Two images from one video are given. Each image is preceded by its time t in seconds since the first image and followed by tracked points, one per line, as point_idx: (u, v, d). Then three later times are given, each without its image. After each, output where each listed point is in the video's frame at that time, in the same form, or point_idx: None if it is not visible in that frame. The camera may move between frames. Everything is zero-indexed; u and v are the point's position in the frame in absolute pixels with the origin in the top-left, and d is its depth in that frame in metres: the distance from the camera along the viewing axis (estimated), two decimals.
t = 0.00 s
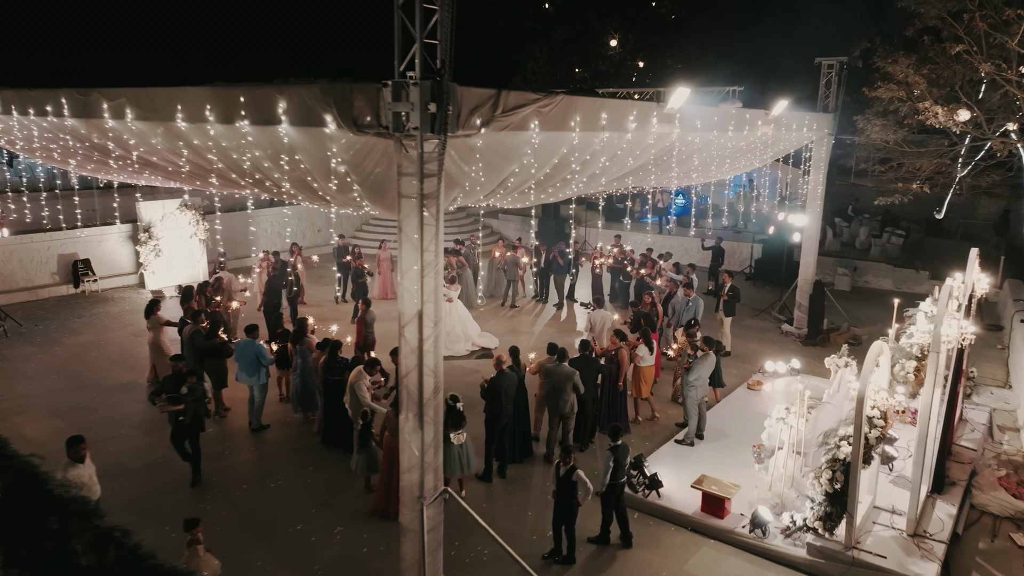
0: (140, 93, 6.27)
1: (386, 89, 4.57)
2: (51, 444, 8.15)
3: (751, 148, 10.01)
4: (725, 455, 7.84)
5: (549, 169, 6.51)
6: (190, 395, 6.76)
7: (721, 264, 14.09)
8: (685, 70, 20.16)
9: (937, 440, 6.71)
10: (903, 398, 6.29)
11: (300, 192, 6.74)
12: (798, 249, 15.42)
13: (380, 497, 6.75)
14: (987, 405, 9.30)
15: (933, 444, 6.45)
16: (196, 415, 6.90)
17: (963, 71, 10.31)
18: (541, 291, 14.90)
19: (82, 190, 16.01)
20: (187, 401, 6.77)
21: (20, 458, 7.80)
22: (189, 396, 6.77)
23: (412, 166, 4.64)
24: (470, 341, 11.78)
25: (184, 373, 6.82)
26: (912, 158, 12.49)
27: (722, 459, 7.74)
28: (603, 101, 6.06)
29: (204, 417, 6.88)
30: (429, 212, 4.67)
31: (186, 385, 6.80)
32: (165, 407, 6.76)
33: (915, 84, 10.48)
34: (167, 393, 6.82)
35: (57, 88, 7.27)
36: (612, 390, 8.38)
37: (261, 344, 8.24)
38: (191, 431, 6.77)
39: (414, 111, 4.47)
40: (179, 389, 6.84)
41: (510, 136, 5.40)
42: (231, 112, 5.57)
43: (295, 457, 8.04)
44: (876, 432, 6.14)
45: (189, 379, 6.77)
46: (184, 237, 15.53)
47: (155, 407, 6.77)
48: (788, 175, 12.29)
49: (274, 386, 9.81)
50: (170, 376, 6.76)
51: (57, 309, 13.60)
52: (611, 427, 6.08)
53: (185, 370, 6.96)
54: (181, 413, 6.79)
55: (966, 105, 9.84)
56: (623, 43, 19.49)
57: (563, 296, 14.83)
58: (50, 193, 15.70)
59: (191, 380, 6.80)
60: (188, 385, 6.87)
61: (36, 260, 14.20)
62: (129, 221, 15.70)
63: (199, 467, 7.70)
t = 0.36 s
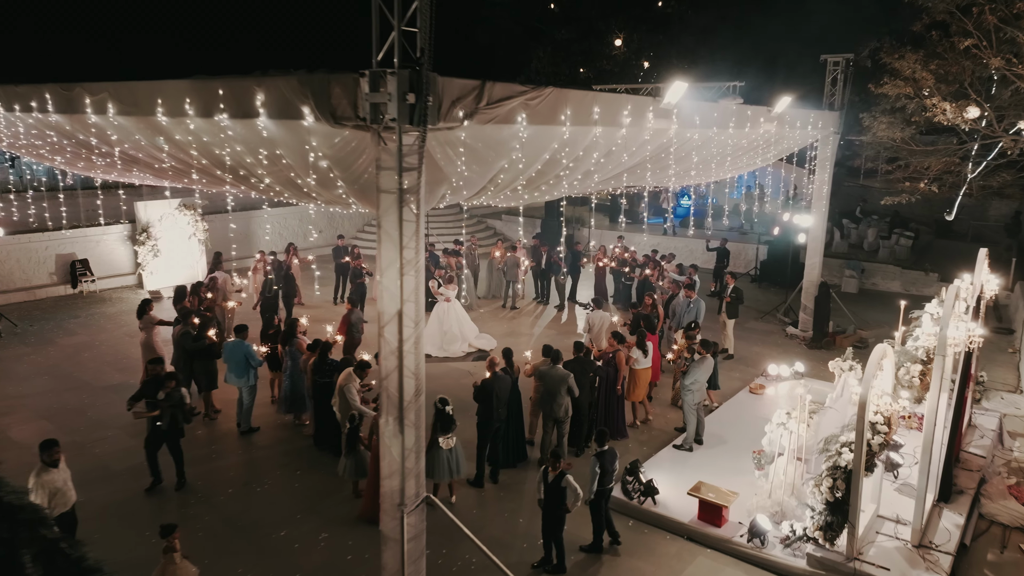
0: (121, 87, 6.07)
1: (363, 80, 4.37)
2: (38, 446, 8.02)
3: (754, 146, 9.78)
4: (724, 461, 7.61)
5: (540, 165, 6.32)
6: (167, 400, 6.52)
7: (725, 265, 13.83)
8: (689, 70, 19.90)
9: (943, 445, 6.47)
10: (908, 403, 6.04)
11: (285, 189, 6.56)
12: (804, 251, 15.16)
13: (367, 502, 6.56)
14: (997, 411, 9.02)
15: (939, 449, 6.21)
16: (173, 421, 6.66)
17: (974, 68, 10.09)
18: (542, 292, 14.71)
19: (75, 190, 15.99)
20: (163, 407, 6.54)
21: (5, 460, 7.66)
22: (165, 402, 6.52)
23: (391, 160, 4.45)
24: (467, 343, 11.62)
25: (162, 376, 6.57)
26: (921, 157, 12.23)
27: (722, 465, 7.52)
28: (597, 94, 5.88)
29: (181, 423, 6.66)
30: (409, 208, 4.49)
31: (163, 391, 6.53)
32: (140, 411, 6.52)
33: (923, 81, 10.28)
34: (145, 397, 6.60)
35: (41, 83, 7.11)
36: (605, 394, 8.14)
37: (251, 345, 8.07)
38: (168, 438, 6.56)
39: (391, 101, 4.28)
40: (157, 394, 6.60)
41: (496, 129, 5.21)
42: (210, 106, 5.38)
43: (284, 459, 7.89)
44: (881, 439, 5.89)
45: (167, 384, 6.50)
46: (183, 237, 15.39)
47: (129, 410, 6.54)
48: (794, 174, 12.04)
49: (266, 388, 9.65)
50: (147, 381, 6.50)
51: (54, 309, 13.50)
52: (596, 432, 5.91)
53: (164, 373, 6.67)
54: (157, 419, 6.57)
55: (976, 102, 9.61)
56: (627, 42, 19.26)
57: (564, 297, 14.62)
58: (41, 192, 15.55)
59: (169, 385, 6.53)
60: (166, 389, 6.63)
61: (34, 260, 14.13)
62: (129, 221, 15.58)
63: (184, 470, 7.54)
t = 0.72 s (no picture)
0: (102, 80, 5.91)
1: (338, 68, 4.19)
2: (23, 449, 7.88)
3: (756, 143, 9.55)
4: (723, 467, 7.38)
5: (531, 160, 6.12)
6: (139, 406, 6.29)
7: (729, 266, 13.57)
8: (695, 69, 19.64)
9: (950, 452, 6.22)
10: (912, 408, 5.80)
11: (269, 185, 6.37)
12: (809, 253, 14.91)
13: (352, 509, 6.36)
14: (1007, 416, 8.74)
15: (945, 456, 5.97)
16: (146, 427, 6.43)
17: (983, 64, 9.88)
18: (544, 293, 14.50)
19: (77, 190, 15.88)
20: (135, 414, 6.31)
21: None
22: (138, 408, 6.30)
23: (367, 152, 4.27)
24: (464, 344, 11.45)
25: (136, 383, 6.29)
26: (928, 155, 11.98)
27: (721, 471, 7.29)
28: (589, 87, 5.69)
29: (155, 429, 6.46)
30: (386, 203, 4.30)
31: (136, 397, 6.27)
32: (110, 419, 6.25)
33: (931, 77, 10.07)
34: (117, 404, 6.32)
35: (25, 78, 6.96)
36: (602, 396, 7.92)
37: (238, 346, 7.89)
38: (141, 445, 6.34)
39: (367, 90, 4.09)
40: (130, 401, 6.33)
41: (481, 121, 5.03)
42: (188, 98, 5.21)
43: (273, 462, 7.71)
44: (885, 445, 5.64)
45: (141, 391, 6.24)
46: (181, 237, 15.26)
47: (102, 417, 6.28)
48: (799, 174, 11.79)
49: (258, 389, 9.48)
50: (121, 387, 6.23)
51: (51, 309, 13.41)
52: (582, 435, 5.69)
53: (140, 379, 6.42)
54: (129, 426, 6.32)
55: (986, 98, 9.40)
56: (632, 40, 19.03)
57: (566, 298, 14.41)
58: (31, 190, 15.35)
59: (143, 392, 6.27)
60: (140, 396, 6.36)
61: (31, 260, 14.05)
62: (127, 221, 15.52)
63: (169, 474, 7.38)
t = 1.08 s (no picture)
0: (83, 73, 5.75)
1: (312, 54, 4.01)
2: (9, 450, 7.76)
3: (758, 140, 9.32)
4: (722, 473, 7.16)
5: (522, 155, 5.93)
6: (108, 412, 6.13)
7: (734, 268, 13.33)
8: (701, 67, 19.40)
9: (958, 458, 5.98)
10: (917, 413, 5.57)
11: (251, 180, 6.18)
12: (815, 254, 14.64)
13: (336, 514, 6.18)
14: (1018, 422, 8.46)
15: (952, 463, 5.73)
16: (116, 433, 6.27)
17: (993, 58, 9.65)
18: (545, 294, 14.29)
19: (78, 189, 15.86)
20: (105, 418, 6.14)
21: None
22: (108, 413, 6.14)
23: (342, 143, 4.09)
24: (462, 345, 11.26)
25: (106, 388, 6.15)
26: (936, 154, 11.72)
27: (720, 478, 7.07)
28: (580, 79, 5.50)
29: (123, 436, 6.29)
30: (361, 196, 4.12)
31: (107, 401, 6.12)
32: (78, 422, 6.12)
33: (939, 72, 9.84)
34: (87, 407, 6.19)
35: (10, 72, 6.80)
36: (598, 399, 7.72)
37: (225, 346, 7.74)
38: (109, 451, 6.20)
39: (340, 78, 3.91)
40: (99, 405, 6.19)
41: (465, 113, 4.84)
42: (164, 90, 5.03)
43: (260, 464, 7.54)
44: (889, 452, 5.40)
45: (112, 395, 6.10)
46: (181, 237, 15.03)
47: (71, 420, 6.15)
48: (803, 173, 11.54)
49: (250, 391, 9.32)
50: (91, 390, 6.11)
51: (48, 309, 13.33)
52: (569, 438, 5.50)
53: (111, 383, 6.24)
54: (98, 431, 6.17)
55: (996, 93, 9.17)
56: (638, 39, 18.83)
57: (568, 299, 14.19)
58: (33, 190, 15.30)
59: (113, 397, 6.12)
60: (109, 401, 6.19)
61: (30, 259, 14.00)
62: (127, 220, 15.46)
63: (155, 477, 7.22)
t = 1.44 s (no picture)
0: (64, 64, 5.58)
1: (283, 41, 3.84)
2: None
3: (760, 138, 9.08)
4: (721, 479, 6.94)
5: (512, 149, 5.74)
6: (79, 414, 6.01)
7: (738, 268, 13.08)
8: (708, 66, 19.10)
9: (965, 464, 5.75)
10: (923, 417, 5.33)
11: (235, 176, 6.01)
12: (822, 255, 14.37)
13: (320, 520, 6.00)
14: None
15: (959, 470, 5.49)
16: (85, 437, 6.10)
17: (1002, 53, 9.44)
18: (546, 295, 14.07)
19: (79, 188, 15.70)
20: (74, 422, 6.01)
21: None
22: (77, 416, 6.02)
23: (314, 133, 3.92)
24: (460, 346, 11.07)
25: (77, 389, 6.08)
26: (945, 152, 11.47)
27: (718, 483, 6.85)
28: (571, 69, 5.31)
29: (93, 441, 6.14)
30: (334, 188, 3.93)
31: (76, 404, 6.04)
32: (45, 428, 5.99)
33: (947, 67, 9.61)
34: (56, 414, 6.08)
35: None
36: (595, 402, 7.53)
37: (208, 347, 7.57)
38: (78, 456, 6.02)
39: (312, 64, 3.73)
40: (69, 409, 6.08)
41: (448, 104, 4.67)
42: (141, 82, 4.86)
43: (248, 466, 7.39)
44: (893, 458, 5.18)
45: (81, 396, 6.02)
46: (180, 236, 14.94)
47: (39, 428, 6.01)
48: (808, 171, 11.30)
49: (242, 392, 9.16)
50: (60, 393, 6.03)
51: (44, 309, 13.21)
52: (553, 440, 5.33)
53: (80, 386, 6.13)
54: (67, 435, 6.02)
55: (1005, 89, 8.94)
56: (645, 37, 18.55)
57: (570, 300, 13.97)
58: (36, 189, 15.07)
59: (83, 398, 6.05)
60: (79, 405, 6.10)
61: (28, 259, 13.92)
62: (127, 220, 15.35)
63: (140, 479, 7.08)
